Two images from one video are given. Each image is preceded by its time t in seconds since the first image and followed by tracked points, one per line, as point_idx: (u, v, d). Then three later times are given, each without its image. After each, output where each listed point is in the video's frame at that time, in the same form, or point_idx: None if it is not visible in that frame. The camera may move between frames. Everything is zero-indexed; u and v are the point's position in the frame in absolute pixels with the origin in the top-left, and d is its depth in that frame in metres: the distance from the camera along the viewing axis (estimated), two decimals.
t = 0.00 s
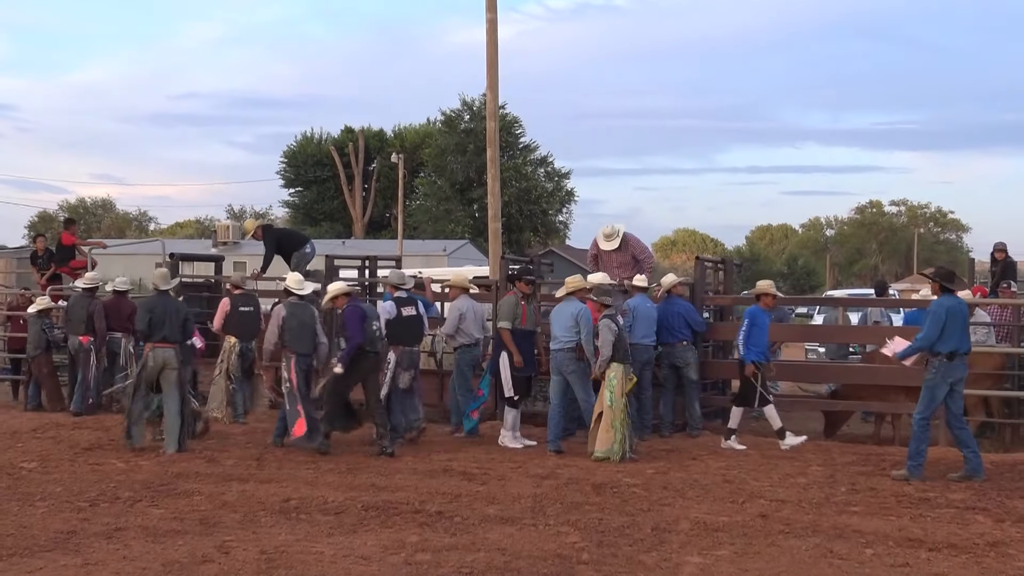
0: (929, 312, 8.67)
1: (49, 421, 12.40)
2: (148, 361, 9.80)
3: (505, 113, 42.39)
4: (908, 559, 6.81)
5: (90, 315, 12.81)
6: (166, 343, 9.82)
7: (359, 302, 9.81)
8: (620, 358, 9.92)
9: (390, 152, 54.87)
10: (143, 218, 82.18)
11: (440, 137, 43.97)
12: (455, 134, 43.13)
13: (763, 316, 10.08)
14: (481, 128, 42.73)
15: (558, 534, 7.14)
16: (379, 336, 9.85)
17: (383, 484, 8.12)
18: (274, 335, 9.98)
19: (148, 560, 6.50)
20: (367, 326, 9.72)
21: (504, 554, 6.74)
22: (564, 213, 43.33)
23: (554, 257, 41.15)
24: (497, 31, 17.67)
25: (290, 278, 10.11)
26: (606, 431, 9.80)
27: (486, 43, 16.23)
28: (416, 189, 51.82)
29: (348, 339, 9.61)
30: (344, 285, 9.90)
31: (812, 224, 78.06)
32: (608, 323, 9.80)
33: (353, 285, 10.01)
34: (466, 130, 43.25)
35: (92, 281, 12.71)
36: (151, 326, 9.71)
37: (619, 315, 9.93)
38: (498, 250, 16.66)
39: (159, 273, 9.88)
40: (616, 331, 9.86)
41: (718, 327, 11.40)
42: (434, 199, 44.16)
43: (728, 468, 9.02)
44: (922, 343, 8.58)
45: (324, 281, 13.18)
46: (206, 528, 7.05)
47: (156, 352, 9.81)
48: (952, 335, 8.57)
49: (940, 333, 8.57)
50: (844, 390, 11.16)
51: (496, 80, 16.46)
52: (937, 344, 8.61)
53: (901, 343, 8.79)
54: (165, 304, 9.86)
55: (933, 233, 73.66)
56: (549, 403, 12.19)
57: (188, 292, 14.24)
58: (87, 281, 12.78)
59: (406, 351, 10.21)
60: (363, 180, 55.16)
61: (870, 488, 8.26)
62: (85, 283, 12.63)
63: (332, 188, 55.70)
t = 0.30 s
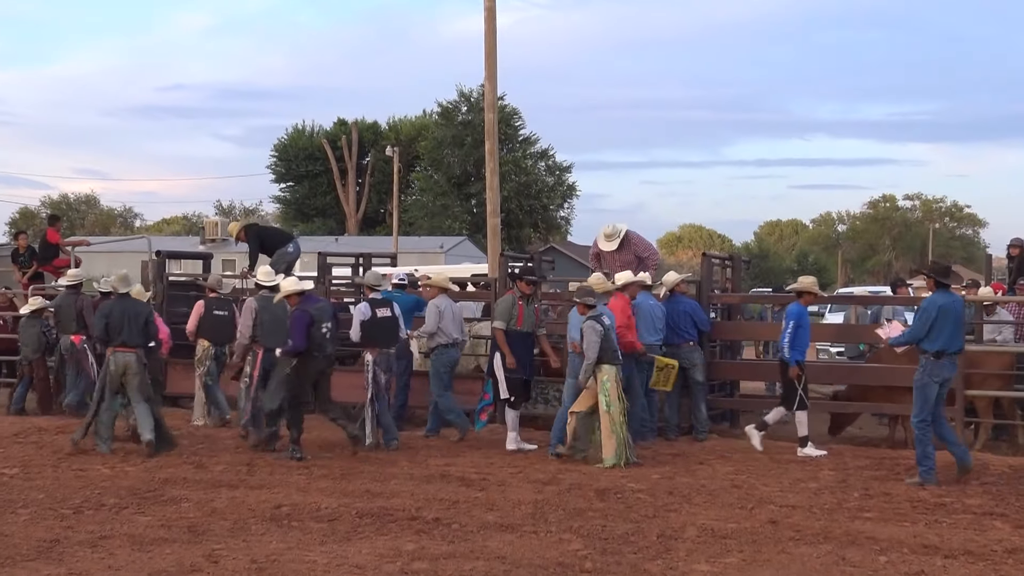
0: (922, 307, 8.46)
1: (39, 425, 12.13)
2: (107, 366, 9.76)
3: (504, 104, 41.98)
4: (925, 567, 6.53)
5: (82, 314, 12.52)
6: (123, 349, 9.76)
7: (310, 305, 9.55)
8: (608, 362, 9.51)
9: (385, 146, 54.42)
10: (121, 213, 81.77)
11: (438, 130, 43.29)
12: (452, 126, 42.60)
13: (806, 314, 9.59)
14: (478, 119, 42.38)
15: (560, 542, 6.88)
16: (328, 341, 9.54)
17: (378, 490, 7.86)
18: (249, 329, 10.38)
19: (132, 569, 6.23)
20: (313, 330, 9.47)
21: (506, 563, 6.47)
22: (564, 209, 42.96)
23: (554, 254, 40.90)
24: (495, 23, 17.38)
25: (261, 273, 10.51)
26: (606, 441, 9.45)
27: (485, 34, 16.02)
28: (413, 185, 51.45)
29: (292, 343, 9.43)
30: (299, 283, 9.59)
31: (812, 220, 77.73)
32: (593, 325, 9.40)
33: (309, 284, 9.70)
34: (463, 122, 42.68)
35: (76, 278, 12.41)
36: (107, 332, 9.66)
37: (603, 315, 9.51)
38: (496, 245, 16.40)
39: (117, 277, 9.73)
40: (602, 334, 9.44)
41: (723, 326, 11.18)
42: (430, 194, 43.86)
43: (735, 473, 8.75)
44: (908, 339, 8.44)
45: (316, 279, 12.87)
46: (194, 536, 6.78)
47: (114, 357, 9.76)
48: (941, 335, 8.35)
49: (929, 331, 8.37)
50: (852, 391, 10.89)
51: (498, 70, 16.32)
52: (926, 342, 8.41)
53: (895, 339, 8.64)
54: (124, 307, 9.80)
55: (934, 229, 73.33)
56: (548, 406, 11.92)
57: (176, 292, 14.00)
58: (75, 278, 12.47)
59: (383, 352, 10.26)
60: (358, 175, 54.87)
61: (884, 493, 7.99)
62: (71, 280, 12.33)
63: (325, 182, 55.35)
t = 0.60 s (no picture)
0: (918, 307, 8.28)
1: (26, 430, 11.88)
2: (79, 365, 9.71)
3: (501, 98, 41.77)
4: None
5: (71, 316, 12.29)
6: (93, 347, 9.74)
7: (266, 304, 9.39)
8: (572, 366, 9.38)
9: (379, 141, 54.13)
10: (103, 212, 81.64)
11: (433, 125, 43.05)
12: (448, 121, 42.44)
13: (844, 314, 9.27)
14: (474, 114, 42.32)
15: (562, 551, 6.64)
16: (285, 341, 9.40)
17: (373, 499, 7.62)
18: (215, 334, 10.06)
19: None
20: (269, 330, 9.32)
21: (507, 572, 6.23)
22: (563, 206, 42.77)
23: (553, 252, 40.69)
24: (492, 17, 17.14)
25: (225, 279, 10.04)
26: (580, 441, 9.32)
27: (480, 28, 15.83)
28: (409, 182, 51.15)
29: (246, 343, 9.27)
30: (259, 281, 9.34)
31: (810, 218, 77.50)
32: (555, 326, 9.36)
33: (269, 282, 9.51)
34: (460, 116, 42.44)
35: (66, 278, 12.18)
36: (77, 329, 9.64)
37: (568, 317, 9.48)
38: (493, 244, 16.18)
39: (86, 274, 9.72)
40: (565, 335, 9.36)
41: (729, 327, 10.95)
42: (425, 190, 43.61)
43: (741, 480, 8.51)
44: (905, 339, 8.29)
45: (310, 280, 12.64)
46: (182, 546, 6.54)
47: (85, 355, 9.72)
48: (938, 334, 8.19)
49: (926, 330, 8.21)
50: (860, 393, 10.63)
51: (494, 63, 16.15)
52: (924, 342, 8.25)
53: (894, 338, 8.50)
54: (93, 305, 9.78)
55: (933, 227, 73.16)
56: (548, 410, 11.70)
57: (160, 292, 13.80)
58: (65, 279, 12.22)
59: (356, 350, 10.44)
60: (351, 171, 54.65)
61: (897, 500, 7.75)
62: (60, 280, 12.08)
63: (316, 178, 55.05)
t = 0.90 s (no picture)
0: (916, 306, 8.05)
1: (14, 435, 11.65)
2: (51, 370, 9.75)
3: (499, 91, 41.54)
4: None
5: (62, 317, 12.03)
6: (65, 353, 9.78)
7: (225, 306, 9.43)
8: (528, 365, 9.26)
9: (373, 135, 53.83)
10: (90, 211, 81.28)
11: (428, 119, 42.88)
12: (444, 116, 42.27)
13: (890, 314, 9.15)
14: (470, 108, 42.20)
15: (563, 559, 6.41)
16: (240, 343, 9.40)
17: (367, 506, 7.40)
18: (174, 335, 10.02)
19: None
20: (224, 331, 9.33)
21: None
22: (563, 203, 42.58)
23: (553, 249, 40.46)
24: (488, 8, 16.85)
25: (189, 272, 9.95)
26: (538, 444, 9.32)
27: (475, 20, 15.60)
28: (405, 178, 50.87)
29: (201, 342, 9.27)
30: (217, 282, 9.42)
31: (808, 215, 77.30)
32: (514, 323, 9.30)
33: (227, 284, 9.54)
34: (456, 109, 42.24)
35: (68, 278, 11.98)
36: (50, 334, 9.70)
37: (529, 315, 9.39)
38: (490, 242, 15.95)
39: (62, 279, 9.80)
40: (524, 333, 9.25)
41: (739, 328, 10.73)
42: (420, 185, 43.41)
43: (746, 485, 8.29)
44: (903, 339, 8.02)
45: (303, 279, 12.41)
46: (169, 555, 6.32)
47: (57, 361, 9.77)
48: (937, 335, 7.99)
49: (924, 330, 7.98)
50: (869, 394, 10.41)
51: (490, 56, 15.93)
52: (922, 342, 8.03)
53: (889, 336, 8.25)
54: (67, 310, 9.86)
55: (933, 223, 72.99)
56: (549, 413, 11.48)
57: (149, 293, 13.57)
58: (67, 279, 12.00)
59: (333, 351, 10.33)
60: (344, 167, 54.48)
61: (909, 506, 7.53)
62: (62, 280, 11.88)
63: (308, 174, 54.88)
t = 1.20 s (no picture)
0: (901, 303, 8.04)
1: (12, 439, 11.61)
2: (40, 368, 9.86)
3: (497, 91, 41.59)
4: None
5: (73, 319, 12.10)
6: (53, 351, 9.87)
7: (193, 306, 9.51)
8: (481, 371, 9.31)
9: (371, 135, 53.85)
10: (88, 212, 81.13)
11: (426, 120, 42.91)
12: (442, 116, 42.30)
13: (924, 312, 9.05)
14: (468, 108, 42.29)
15: (562, 562, 6.38)
16: (206, 343, 9.47)
17: (366, 509, 7.38)
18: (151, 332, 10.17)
19: None
20: (190, 331, 9.40)
21: None
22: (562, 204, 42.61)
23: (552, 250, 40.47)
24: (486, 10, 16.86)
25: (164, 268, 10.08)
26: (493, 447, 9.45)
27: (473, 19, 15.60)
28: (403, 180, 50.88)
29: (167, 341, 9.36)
30: (187, 282, 9.55)
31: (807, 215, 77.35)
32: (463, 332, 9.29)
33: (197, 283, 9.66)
34: (454, 110, 42.29)
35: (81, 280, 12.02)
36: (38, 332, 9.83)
37: (480, 320, 9.35)
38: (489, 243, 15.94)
39: (48, 278, 9.90)
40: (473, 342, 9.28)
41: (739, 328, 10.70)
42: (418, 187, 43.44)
43: (746, 487, 8.25)
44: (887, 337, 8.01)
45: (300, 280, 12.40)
46: (166, 558, 6.28)
47: (44, 359, 9.87)
48: (920, 332, 7.98)
49: (907, 327, 7.98)
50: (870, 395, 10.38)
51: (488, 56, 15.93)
52: (904, 340, 8.02)
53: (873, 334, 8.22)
54: (54, 308, 9.98)
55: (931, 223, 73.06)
56: (550, 415, 11.46)
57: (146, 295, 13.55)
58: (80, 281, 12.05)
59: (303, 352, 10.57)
60: (341, 168, 54.50)
61: (910, 508, 7.50)
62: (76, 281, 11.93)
63: (305, 176, 54.89)
